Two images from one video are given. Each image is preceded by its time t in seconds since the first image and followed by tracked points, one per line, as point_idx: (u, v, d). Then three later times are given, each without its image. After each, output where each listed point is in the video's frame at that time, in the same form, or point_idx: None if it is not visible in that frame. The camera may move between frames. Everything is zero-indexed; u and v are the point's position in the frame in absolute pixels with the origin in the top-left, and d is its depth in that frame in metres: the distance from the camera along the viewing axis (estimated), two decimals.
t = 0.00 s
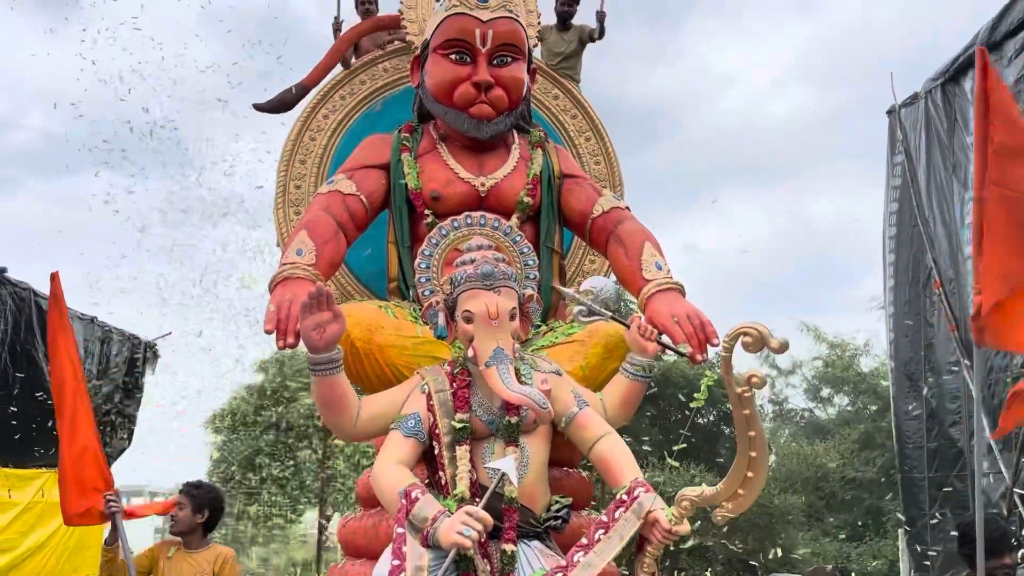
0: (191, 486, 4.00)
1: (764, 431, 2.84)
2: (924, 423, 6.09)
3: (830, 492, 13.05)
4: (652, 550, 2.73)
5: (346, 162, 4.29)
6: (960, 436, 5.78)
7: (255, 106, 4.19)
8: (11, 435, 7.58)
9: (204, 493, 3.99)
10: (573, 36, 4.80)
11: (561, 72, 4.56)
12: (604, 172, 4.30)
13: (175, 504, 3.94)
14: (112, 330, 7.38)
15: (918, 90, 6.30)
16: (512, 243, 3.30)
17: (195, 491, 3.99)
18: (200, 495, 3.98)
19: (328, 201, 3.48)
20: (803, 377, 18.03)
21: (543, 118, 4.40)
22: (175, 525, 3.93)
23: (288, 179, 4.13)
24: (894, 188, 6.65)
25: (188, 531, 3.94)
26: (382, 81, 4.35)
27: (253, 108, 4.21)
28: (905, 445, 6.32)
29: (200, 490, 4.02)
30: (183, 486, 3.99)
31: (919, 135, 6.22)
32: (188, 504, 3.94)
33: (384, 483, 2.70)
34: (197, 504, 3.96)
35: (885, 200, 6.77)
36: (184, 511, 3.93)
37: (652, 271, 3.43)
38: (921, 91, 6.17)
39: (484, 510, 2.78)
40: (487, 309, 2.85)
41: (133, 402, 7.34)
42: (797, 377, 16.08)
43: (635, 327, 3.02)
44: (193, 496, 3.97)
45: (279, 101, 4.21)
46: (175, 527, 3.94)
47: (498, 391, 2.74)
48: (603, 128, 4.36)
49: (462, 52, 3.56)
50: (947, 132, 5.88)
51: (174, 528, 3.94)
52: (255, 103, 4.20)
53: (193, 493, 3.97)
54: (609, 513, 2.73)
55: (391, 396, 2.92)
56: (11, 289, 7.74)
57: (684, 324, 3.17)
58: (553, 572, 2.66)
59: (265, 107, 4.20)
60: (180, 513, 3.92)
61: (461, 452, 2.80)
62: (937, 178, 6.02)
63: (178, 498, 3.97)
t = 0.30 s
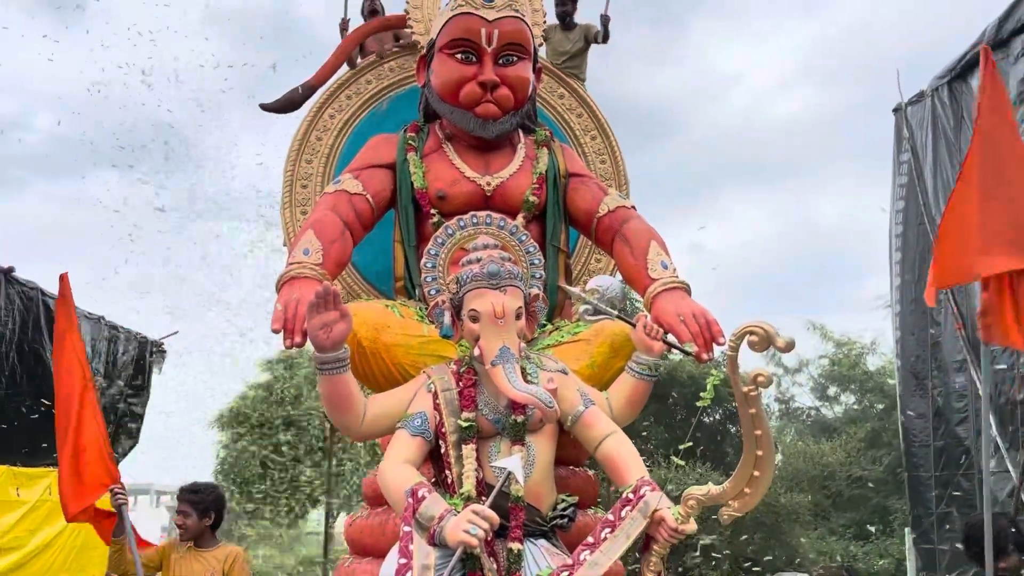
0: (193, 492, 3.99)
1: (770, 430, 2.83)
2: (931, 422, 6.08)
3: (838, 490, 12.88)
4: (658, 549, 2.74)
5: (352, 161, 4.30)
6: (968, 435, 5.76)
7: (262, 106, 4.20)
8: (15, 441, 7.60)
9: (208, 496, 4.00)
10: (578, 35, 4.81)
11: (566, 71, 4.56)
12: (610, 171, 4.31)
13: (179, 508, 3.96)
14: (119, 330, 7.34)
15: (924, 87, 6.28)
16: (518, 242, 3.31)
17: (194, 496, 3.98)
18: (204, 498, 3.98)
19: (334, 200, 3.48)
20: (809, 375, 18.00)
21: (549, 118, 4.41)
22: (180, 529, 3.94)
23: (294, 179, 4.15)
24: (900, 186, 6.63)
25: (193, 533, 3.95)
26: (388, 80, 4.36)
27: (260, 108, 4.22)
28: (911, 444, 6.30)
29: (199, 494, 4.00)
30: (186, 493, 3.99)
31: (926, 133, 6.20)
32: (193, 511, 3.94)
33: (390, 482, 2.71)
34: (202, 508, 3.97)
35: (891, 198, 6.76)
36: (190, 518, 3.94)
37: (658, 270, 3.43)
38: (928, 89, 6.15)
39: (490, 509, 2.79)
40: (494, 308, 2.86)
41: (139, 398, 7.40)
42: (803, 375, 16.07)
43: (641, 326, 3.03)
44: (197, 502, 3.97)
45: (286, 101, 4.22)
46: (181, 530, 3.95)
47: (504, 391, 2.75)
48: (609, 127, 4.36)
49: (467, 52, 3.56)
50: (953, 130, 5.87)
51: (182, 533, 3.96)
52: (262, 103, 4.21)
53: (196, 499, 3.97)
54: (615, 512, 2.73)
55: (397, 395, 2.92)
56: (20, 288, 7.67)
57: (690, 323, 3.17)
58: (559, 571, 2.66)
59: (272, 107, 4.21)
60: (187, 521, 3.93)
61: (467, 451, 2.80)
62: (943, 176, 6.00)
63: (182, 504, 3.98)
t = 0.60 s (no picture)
0: (206, 492, 4.00)
1: (774, 430, 2.84)
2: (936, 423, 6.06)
3: (841, 489, 13.02)
4: (662, 548, 2.74)
5: (356, 162, 4.31)
6: (972, 434, 5.75)
7: (266, 107, 4.22)
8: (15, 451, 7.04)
9: (221, 496, 4.01)
10: (578, 33, 4.81)
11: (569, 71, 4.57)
12: (614, 171, 4.31)
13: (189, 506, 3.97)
14: (124, 329, 6.98)
15: (929, 86, 6.26)
16: (522, 242, 3.32)
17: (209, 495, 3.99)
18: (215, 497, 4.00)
19: (339, 201, 3.49)
20: (813, 374, 18.02)
21: (553, 118, 4.41)
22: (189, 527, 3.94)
23: (299, 178, 4.16)
24: (904, 186, 6.62)
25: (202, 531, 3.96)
26: (393, 80, 4.37)
27: (265, 108, 4.23)
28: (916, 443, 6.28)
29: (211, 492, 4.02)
30: (199, 491, 3.99)
31: (930, 131, 6.19)
32: (207, 510, 3.96)
33: (395, 481, 2.72)
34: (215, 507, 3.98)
35: (896, 197, 6.75)
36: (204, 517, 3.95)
37: (662, 270, 3.44)
38: (932, 88, 6.14)
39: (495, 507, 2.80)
40: (498, 308, 2.86)
41: (145, 399, 7.15)
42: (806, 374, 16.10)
43: (645, 326, 3.03)
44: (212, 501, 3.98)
45: (290, 101, 4.24)
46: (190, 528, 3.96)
47: (508, 390, 2.75)
48: (613, 126, 4.36)
49: (472, 52, 3.57)
50: (958, 129, 5.86)
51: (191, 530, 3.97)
52: (266, 104, 4.23)
53: (210, 498, 3.98)
54: (619, 511, 2.74)
55: (402, 395, 2.93)
56: (26, 287, 7.04)
57: (694, 323, 3.18)
58: (563, 571, 2.67)
59: (276, 108, 4.22)
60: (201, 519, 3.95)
61: (472, 451, 2.81)
62: (948, 175, 5.99)
63: (193, 503, 3.98)
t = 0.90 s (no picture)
0: (213, 492, 4.02)
1: (776, 431, 2.85)
2: (937, 424, 6.08)
3: (841, 490, 13.05)
4: (664, 549, 2.76)
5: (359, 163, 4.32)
6: (972, 435, 5.76)
7: (269, 108, 4.23)
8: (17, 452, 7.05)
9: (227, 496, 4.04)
10: (573, 33, 4.79)
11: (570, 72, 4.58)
12: (615, 172, 4.32)
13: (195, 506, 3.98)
14: (126, 328, 6.95)
15: (929, 87, 6.27)
16: (524, 243, 3.33)
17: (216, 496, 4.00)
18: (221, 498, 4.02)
19: (342, 202, 3.50)
20: (815, 374, 18.00)
21: (554, 119, 4.42)
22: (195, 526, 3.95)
23: (301, 180, 4.17)
24: (905, 186, 6.63)
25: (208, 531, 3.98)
26: (395, 82, 4.38)
27: (268, 110, 4.25)
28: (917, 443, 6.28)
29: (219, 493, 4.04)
30: (207, 491, 4.00)
31: (931, 132, 6.20)
32: (213, 510, 3.98)
33: (398, 482, 2.73)
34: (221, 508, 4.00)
35: (897, 198, 6.75)
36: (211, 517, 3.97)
37: (664, 271, 3.45)
38: (933, 89, 6.15)
39: (497, 508, 2.81)
40: (501, 310, 2.88)
41: (147, 399, 7.14)
42: (807, 375, 16.12)
43: (647, 327, 3.04)
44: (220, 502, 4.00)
45: (293, 102, 4.25)
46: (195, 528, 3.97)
47: (511, 391, 2.77)
48: (614, 127, 4.38)
49: (474, 54, 3.58)
50: (959, 130, 5.87)
51: (196, 529, 3.98)
52: (270, 106, 4.24)
53: (217, 499, 4.00)
54: (621, 512, 2.75)
55: (405, 396, 2.94)
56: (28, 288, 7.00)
57: (695, 324, 3.19)
58: (566, 571, 2.68)
59: (279, 109, 4.23)
60: (209, 519, 3.97)
61: (474, 452, 2.82)
62: (949, 176, 5.99)
63: (201, 502, 3.99)
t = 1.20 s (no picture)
0: (205, 490, 4.03)
1: (773, 433, 2.85)
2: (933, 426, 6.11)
3: (838, 492, 13.05)
4: (661, 550, 2.76)
5: (357, 165, 4.33)
6: (968, 437, 5.78)
7: (268, 109, 4.23)
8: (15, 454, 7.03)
9: (219, 495, 4.05)
10: (572, 38, 4.87)
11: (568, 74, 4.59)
12: (613, 174, 4.33)
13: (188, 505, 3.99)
14: (124, 329, 6.95)
15: (926, 90, 6.28)
16: (523, 245, 3.34)
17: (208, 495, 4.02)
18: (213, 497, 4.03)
19: (340, 203, 3.51)
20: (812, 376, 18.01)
21: (553, 121, 4.43)
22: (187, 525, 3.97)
23: (300, 181, 4.17)
24: (902, 189, 6.65)
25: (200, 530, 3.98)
26: (394, 83, 4.39)
27: (267, 111, 4.25)
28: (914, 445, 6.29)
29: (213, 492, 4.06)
30: (200, 489, 4.02)
31: (928, 135, 6.21)
32: (204, 508, 3.99)
33: (396, 483, 2.74)
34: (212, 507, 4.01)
35: (894, 200, 6.75)
36: (201, 515, 3.98)
37: (662, 273, 3.45)
38: (930, 92, 6.17)
39: (495, 509, 2.81)
40: (499, 311, 2.88)
41: (142, 400, 7.10)
42: (804, 376, 16.14)
43: (644, 329, 3.05)
44: (211, 500, 4.01)
45: (292, 104, 4.26)
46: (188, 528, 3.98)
47: (509, 393, 2.77)
48: (612, 129, 4.39)
49: (473, 56, 3.59)
50: (955, 133, 5.88)
51: (187, 529, 3.99)
52: (269, 107, 4.25)
53: (209, 497, 4.01)
54: (618, 514, 2.75)
55: (403, 397, 2.95)
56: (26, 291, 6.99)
57: (692, 326, 3.20)
58: (563, 572, 2.69)
59: (278, 110, 4.24)
60: (198, 517, 3.98)
61: (472, 453, 2.83)
62: (946, 178, 6.00)
63: (193, 501, 4.01)
